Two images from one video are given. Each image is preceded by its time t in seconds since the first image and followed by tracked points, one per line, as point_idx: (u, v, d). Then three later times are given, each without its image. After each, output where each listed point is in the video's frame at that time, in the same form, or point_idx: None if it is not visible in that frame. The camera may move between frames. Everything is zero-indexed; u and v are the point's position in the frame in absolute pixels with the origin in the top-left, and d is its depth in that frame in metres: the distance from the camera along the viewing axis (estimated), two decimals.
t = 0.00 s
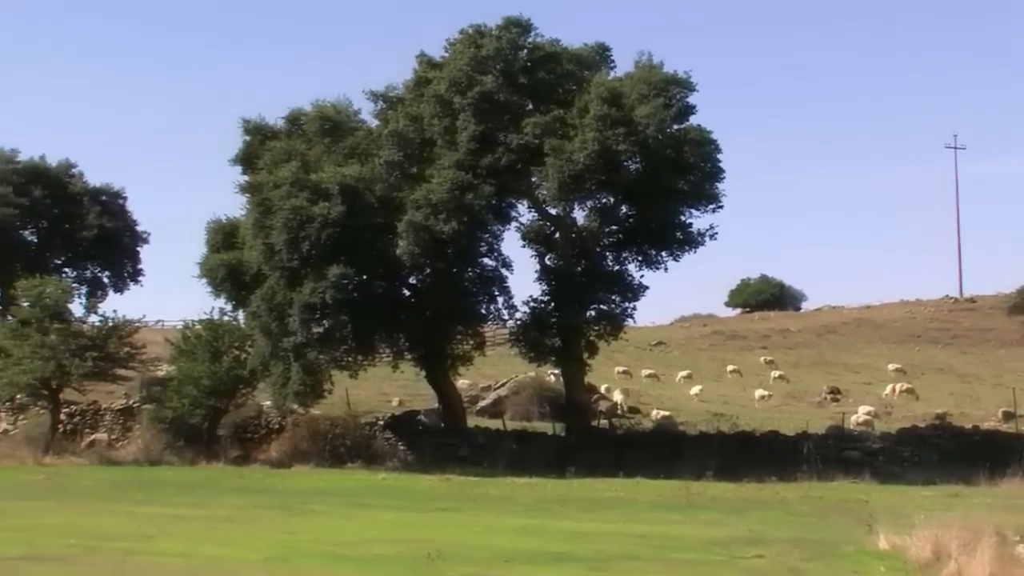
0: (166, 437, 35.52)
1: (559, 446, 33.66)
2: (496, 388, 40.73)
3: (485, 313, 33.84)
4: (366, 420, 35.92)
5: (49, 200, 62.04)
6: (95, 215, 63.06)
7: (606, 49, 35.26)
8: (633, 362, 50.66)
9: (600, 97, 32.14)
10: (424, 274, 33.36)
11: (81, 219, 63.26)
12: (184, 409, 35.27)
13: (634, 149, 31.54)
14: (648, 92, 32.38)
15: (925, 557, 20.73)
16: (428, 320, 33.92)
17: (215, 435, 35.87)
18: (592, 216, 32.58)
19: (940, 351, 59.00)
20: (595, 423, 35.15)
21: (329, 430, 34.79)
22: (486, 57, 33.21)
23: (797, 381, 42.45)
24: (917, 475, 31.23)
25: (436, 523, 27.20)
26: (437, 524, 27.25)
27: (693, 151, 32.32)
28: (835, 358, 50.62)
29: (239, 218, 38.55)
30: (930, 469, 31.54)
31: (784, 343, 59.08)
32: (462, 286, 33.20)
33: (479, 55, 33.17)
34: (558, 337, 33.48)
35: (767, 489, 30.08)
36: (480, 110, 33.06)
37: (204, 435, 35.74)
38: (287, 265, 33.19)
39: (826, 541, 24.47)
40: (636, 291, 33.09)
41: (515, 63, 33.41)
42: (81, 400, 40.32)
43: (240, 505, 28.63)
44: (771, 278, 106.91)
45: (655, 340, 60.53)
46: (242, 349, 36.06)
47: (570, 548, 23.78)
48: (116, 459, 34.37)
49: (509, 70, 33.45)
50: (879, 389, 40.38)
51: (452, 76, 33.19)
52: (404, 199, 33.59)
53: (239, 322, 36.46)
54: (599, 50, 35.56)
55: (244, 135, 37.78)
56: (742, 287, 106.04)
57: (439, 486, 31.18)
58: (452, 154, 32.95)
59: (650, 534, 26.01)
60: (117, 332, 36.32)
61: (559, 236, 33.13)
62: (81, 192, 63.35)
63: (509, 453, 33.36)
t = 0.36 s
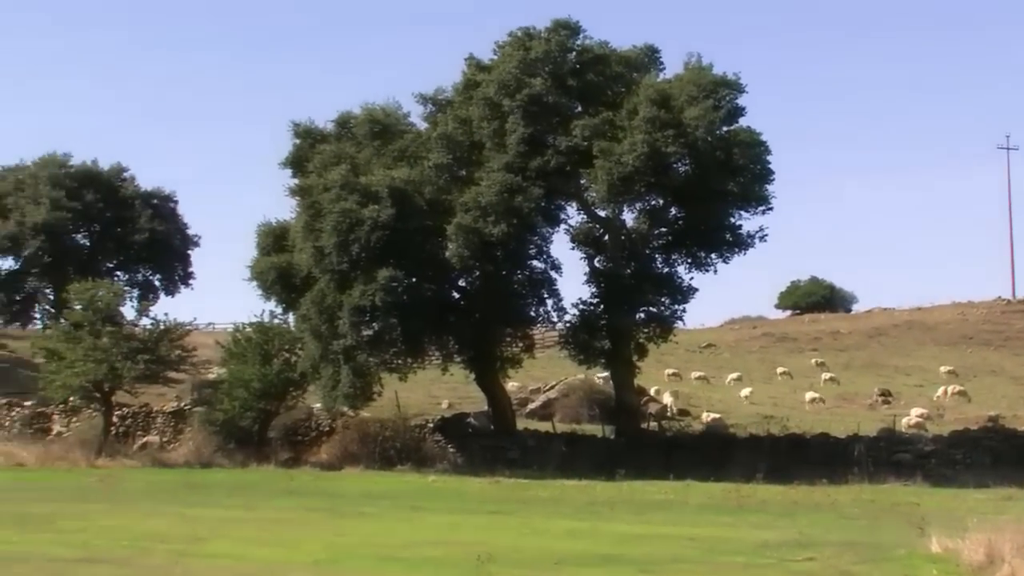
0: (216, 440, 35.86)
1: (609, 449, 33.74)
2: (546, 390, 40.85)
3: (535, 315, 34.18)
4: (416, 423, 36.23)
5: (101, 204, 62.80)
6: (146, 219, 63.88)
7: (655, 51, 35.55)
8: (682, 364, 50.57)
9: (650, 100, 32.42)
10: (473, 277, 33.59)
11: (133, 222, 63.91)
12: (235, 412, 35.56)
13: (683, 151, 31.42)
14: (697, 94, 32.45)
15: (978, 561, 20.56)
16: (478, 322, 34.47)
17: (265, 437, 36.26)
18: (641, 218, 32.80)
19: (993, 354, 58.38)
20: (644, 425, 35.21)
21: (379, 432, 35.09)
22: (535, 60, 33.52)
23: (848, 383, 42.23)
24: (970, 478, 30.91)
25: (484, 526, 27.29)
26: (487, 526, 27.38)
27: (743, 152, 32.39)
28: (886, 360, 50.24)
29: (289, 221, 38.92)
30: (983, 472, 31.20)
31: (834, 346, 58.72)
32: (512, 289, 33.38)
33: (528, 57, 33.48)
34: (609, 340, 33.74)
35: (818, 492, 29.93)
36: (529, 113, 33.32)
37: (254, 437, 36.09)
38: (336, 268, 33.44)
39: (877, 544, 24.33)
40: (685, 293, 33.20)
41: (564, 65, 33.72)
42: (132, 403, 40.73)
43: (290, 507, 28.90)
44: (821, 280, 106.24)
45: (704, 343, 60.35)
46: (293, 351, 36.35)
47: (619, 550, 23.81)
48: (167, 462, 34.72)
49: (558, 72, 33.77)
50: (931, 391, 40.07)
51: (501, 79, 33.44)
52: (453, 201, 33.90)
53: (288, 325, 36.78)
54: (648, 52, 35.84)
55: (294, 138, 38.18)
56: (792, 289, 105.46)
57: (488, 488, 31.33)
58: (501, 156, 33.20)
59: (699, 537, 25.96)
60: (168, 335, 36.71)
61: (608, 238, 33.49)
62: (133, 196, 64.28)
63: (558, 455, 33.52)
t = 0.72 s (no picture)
0: (267, 442, 36.15)
1: (659, 452, 33.81)
2: (596, 393, 40.96)
3: (584, 317, 34.24)
4: (465, 425, 36.50)
5: (152, 207, 63.79)
6: (197, 222, 64.73)
7: (705, 52, 35.61)
8: (732, 366, 50.41)
9: (699, 101, 32.47)
10: (522, 279, 33.94)
11: (184, 226, 65.08)
12: (286, 414, 35.83)
13: (732, 152, 31.52)
14: (746, 95, 32.42)
15: None
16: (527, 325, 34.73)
17: (316, 439, 36.60)
18: (690, 220, 32.71)
19: None
20: (694, 427, 35.21)
21: (428, 434, 35.41)
22: (584, 62, 33.70)
23: (899, 385, 41.93)
24: None
25: (534, 528, 27.41)
26: (536, 528, 27.50)
27: (792, 154, 32.31)
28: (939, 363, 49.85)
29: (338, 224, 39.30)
30: None
31: (886, 348, 58.27)
32: (561, 292, 33.57)
33: (576, 59, 33.66)
34: (658, 342, 33.64)
35: (869, 494, 29.77)
36: (577, 115, 33.54)
37: (305, 439, 36.42)
38: (386, 270, 33.83)
39: (929, 547, 24.18)
40: (734, 296, 33.42)
41: (613, 67, 33.85)
42: (184, 406, 41.27)
43: (341, 509, 29.20)
44: (872, 282, 105.37)
45: (753, 345, 60.12)
46: (342, 354, 36.76)
47: (668, 553, 23.84)
48: (219, 464, 35.14)
49: (607, 74, 33.95)
50: (984, 393, 39.69)
51: (550, 81, 33.66)
52: (501, 204, 34.18)
53: (337, 327, 37.13)
54: (698, 53, 35.83)
55: (343, 141, 38.61)
56: (843, 291, 104.70)
57: (537, 491, 31.46)
58: (550, 159, 33.42)
59: (749, 540, 25.92)
60: (218, 338, 37.19)
61: (657, 240, 33.44)
62: (183, 199, 65.28)
63: (608, 458, 33.71)
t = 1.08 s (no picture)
0: (317, 443, 36.32)
1: (709, 453, 33.78)
2: (645, 394, 41.03)
3: (632, 318, 34.54)
4: (513, 426, 36.71)
5: (202, 209, 64.39)
6: (247, 224, 65.39)
7: (754, 53, 35.62)
8: (781, 368, 50.21)
9: (748, 101, 32.36)
10: (571, 280, 34.27)
11: (235, 228, 65.85)
12: (336, 415, 36.04)
13: (781, 153, 31.51)
14: (796, 95, 32.42)
15: None
16: (575, 326, 34.97)
17: (366, 440, 36.84)
18: (740, 221, 32.85)
19: None
20: (743, 429, 35.13)
21: (477, 435, 35.60)
22: (633, 63, 33.78)
23: (951, 386, 41.60)
24: None
25: (583, 529, 27.50)
26: (584, 529, 27.54)
27: (842, 154, 32.26)
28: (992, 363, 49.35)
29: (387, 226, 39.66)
30: None
31: (938, 348, 57.76)
32: (610, 293, 33.89)
33: (625, 60, 33.73)
34: (706, 343, 33.47)
35: (920, 496, 29.59)
36: (626, 116, 33.65)
37: (354, 441, 36.63)
38: (434, 271, 34.09)
39: (982, 549, 24.02)
40: (784, 296, 33.56)
41: (661, 67, 33.96)
42: (235, 407, 41.80)
43: (391, 510, 29.47)
44: (924, 282, 104.36)
45: (803, 346, 59.82)
46: (391, 355, 37.07)
47: (717, 554, 23.86)
48: (269, 465, 35.52)
49: (655, 75, 34.03)
50: None
51: (599, 82, 33.78)
52: (550, 205, 34.31)
53: (386, 329, 37.49)
54: (746, 54, 35.84)
55: (392, 143, 38.96)
56: (894, 291, 103.77)
57: (586, 492, 31.55)
58: (598, 160, 33.53)
59: (799, 542, 25.85)
60: (268, 339, 37.71)
61: (706, 241, 33.59)
62: (232, 202, 65.89)
63: (657, 459, 33.82)
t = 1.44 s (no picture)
0: (367, 444, 36.62)
1: (758, 454, 33.75)
2: (694, 395, 41.04)
3: (681, 319, 34.70)
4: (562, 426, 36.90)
5: (251, 211, 65.10)
6: (296, 225, 66.04)
7: (802, 52, 35.58)
8: (831, 368, 49.96)
9: (797, 101, 32.33)
10: (619, 280, 34.51)
11: (284, 229, 66.49)
12: (385, 416, 36.32)
13: (831, 153, 31.42)
14: (845, 95, 32.33)
15: None
16: (623, 326, 35.15)
17: (414, 441, 37.09)
18: (788, 221, 32.80)
19: None
20: (792, 429, 35.08)
21: (526, 436, 35.78)
22: (681, 62, 33.85)
23: (1003, 386, 41.27)
24: None
25: (630, 530, 27.60)
26: (631, 530, 27.57)
27: (891, 154, 32.13)
28: None
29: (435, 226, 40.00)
30: None
31: (989, 348, 57.21)
32: (658, 293, 34.14)
33: (673, 60, 33.81)
34: (755, 343, 33.43)
35: (973, 497, 29.43)
36: (674, 116, 33.72)
37: (403, 441, 36.89)
38: (483, 272, 34.35)
39: None
40: (833, 297, 33.45)
41: (709, 67, 33.98)
42: (285, 407, 42.29)
43: (439, 510, 29.73)
44: (975, 282, 103.27)
45: (851, 347, 59.47)
46: (440, 356, 37.35)
47: (766, 555, 23.88)
48: (318, 465, 35.77)
49: (704, 74, 34.06)
50: None
51: (647, 82, 33.89)
52: (598, 205, 34.39)
53: (434, 330, 37.80)
54: (795, 53, 35.76)
55: (440, 144, 39.27)
56: (945, 291, 102.76)
57: (634, 493, 31.64)
58: (646, 160, 33.61)
59: (849, 543, 25.80)
60: (317, 340, 38.15)
61: (754, 241, 33.43)
62: (281, 203, 66.54)
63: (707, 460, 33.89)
